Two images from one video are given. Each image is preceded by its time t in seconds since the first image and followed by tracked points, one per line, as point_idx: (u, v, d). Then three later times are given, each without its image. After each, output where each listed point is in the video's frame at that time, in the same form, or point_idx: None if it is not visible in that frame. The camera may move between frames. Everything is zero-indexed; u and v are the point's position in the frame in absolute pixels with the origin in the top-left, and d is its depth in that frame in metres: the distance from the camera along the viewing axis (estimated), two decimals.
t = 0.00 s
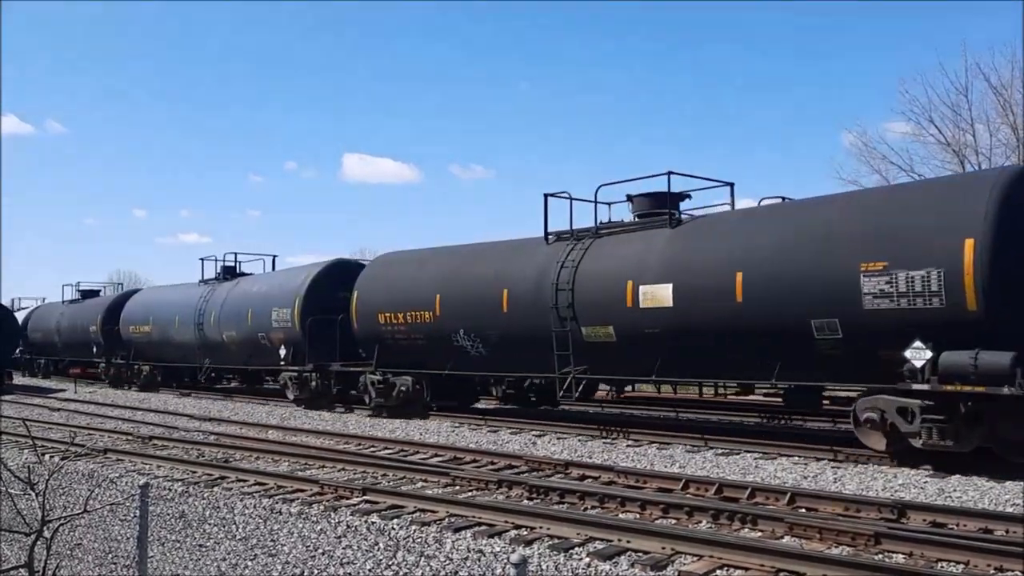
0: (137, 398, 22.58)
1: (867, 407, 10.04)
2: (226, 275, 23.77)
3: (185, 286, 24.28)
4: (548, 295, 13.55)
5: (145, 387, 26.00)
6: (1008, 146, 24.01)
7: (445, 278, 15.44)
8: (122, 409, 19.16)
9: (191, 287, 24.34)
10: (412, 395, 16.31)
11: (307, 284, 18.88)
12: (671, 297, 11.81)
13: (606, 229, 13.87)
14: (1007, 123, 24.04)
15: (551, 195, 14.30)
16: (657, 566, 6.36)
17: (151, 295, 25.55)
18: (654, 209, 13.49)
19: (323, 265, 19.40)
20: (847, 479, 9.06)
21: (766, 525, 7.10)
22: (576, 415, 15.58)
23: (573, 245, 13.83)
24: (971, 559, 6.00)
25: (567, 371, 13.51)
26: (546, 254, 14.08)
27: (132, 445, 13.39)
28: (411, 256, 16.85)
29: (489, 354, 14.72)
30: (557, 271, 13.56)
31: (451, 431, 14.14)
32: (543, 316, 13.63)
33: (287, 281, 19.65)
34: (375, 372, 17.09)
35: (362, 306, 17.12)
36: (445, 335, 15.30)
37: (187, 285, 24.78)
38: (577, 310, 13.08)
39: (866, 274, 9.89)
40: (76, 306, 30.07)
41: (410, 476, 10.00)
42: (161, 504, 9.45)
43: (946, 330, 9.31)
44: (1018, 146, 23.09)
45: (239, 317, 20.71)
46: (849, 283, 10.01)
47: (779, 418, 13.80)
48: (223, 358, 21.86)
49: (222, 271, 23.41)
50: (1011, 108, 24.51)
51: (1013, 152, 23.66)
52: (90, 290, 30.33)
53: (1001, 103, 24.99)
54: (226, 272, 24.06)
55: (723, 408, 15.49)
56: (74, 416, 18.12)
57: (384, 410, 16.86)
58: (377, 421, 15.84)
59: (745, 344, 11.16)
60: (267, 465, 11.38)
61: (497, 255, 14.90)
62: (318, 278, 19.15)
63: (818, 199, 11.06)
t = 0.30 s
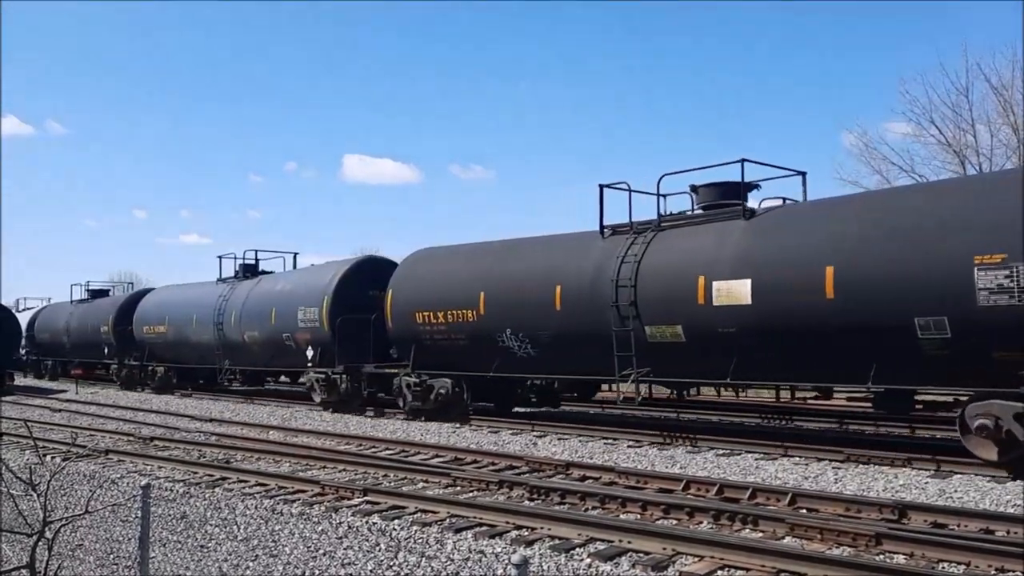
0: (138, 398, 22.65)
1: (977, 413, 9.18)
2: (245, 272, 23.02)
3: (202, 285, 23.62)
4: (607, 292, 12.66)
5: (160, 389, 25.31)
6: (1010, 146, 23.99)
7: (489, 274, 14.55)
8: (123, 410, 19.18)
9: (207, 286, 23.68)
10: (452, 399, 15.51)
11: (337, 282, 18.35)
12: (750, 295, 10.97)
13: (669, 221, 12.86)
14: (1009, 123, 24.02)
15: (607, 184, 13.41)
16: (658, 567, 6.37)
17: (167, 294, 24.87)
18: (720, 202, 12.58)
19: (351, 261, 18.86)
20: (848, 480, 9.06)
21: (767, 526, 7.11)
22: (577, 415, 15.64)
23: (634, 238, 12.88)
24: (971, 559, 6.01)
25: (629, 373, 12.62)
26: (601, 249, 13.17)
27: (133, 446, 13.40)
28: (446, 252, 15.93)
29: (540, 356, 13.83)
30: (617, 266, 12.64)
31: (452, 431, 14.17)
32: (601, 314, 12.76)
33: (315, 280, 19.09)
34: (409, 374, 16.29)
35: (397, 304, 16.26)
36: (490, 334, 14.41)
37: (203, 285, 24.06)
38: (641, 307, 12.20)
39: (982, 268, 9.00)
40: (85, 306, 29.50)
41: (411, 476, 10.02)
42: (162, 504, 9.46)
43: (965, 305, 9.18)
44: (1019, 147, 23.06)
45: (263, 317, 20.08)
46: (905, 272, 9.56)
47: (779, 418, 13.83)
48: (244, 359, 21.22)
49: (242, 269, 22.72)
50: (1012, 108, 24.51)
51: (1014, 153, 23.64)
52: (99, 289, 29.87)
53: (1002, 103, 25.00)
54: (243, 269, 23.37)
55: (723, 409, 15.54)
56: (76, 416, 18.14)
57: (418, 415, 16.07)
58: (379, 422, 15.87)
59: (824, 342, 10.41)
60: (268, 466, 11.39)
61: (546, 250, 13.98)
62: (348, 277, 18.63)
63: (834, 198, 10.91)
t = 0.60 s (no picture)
0: (139, 398, 22.72)
1: None
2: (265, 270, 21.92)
3: (221, 284, 22.67)
4: (675, 288, 11.75)
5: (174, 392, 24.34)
6: (1011, 147, 23.98)
7: (540, 269, 13.69)
8: (125, 410, 19.21)
9: (225, 285, 22.75)
10: (497, 403, 14.70)
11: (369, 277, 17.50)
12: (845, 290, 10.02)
13: (742, 213, 11.94)
14: (1010, 123, 24.00)
15: (672, 175, 12.28)
16: (659, 567, 6.37)
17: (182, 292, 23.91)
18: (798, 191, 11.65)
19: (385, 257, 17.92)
20: (850, 480, 9.06)
21: (769, 526, 7.11)
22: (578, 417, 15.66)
23: (704, 230, 11.97)
24: (973, 559, 6.01)
25: (702, 376, 11.68)
26: (663, 242, 12.28)
27: (135, 446, 13.41)
28: (489, 248, 15.08)
29: (602, 357, 12.88)
30: (685, 260, 11.74)
31: (454, 432, 14.17)
32: (668, 310, 11.85)
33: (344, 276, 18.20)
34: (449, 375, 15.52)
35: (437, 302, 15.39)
36: (543, 334, 13.54)
37: (221, 282, 23.03)
38: (715, 304, 11.28)
39: None
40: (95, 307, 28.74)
41: (412, 477, 10.02)
42: (164, 505, 9.46)
43: (964, 303, 9.08)
44: (1022, 148, 23.04)
45: (289, 315, 19.18)
46: (953, 270, 9.13)
47: (780, 418, 13.85)
48: (268, 359, 20.29)
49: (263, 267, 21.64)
50: (1013, 109, 24.49)
51: (1016, 153, 23.62)
52: (108, 287, 29.31)
53: (1003, 103, 24.98)
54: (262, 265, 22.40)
55: (724, 409, 15.56)
56: (78, 417, 18.18)
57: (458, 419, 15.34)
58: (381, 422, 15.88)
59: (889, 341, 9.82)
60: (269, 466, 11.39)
61: (601, 244, 13.11)
62: (381, 271, 17.74)
63: (896, 189, 10.34)
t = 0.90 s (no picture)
0: (140, 399, 22.75)
1: None
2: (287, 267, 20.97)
3: (242, 282, 21.84)
4: (754, 284, 10.89)
5: (190, 394, 23.55)
6: (1011, 147, 23.99)
7: (597, 264, 12.83)
8: (126, 410, 19.23)
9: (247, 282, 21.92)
10: (547, 408, 13.86)
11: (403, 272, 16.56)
12: (954, 284, 9.22)
13: (826, 201, 11.09)
14: (1010, 123, 24.01)
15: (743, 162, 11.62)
16: (660, 567, 6.38)
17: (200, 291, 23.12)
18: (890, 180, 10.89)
19: (420, 251, 17.05)
20: (850, 481, 9.06)
21: (769, 526, 7.11)
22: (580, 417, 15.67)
23: (784, 220, 11.11)
24: (973, 560, 6.01)
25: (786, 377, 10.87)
26: (735, 235, 11.45)
27: (135, 446, 13.42)
28: (533, 242, 14.26)
29: (669, 357, 12.03)
30: (765, 253, 10.88)
31: (455, 432, 14.17)
32: (748, 307, 10.98)
33: (376, 272, 17.29)
34: (491, 377, 14.67)
35: (479, 298, 14.52)
36: (600, 333, 12.71)
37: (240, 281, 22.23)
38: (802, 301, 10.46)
39: None
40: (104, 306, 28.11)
41: (413, 477, 10.03)
42: (164, 505, 9.47)
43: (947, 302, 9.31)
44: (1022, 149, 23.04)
45: (318, 314, 18.34)
46: None
47: (780, 419, 13.86)
48: (294, 360, 19.44)
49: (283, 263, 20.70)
50: (1013, 109, 24.51)
51: (1017, 155, 23.62)
52: (116, 287, 28.74)
53: (1002, 103, 25.02)
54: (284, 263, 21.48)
55: (724, 409, 15.56)
56: (78, 417, 18.20)
57: (501, 424, 14.54)
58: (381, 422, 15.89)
59: (961, 340, 9.33)
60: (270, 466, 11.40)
61: (663, 238, 12.25)
62: (416, 267, 16.78)
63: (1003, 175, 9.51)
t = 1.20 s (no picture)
0: (140, 399, 22.76)
1: None
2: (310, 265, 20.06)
3: (262, 280, 20.92)
4: (848, 278, 10.03)
5: (206, 395, 22.75)
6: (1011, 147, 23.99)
7: (662, 258, 11.93)
8: (126, 411, 19.24)
9: (267, 281, 21.04)
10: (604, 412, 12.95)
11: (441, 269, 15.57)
12: None
13: (924, 187, 10.22)
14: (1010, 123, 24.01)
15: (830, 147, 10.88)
16: (660, 568, 6.37)
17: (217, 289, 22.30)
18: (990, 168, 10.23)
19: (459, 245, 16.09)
20: (851, 481, 9.06)
21: (770, 526, 7.10)
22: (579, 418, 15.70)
23: (879, 208, 10.21)
24: (974, 560, 6.00)
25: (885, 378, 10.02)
26: (818, 225, 10.59)
27: (136, 447, 13.43)
28: (583, 236, 13.36)
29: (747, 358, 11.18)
30: (860, 245, 10.01)
31: (455, 433, 14.16)
32: (840, 304, 10.13)
33: (410, 269, 16.31)
34: (539, 379, 13.75)
35: (526, 296, 13.58)
36: (666, 333, 11.84)
37: (260, 280, 21.30)
38: (905, 296, 9.61)
39: None
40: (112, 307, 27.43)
41: (414, 477, 10.03)
42: (165, 505, 9.47)
43: None
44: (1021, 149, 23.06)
45: (347, 313, 17.37)
46: None
47: (780, 420, 13.87)
48: (322, 361, 18.50)
49: (306, 260, 19.84)
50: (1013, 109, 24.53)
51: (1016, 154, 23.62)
52: (124, 287, 28.18)
53: (1002, 102, 25.06)
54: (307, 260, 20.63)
55: (725, 411, 15.56)
56: (79, 418, 18.21)
57: (551, 429, 13.71)
58: (382, 423, 15.92)
59: None
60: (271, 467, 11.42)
61: (737, 229, 11.37)
62: (454, 264, 15.78)
63: None
